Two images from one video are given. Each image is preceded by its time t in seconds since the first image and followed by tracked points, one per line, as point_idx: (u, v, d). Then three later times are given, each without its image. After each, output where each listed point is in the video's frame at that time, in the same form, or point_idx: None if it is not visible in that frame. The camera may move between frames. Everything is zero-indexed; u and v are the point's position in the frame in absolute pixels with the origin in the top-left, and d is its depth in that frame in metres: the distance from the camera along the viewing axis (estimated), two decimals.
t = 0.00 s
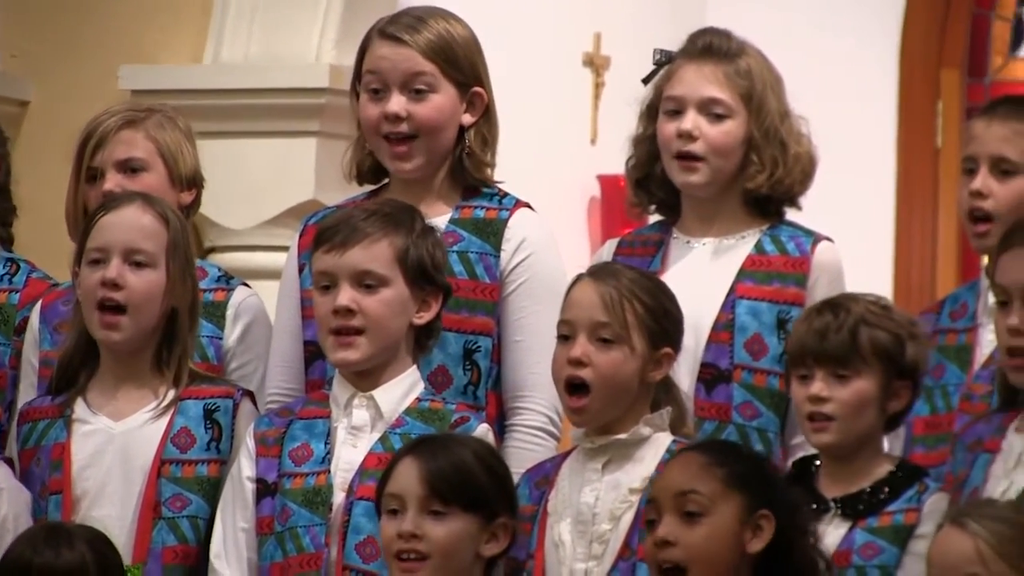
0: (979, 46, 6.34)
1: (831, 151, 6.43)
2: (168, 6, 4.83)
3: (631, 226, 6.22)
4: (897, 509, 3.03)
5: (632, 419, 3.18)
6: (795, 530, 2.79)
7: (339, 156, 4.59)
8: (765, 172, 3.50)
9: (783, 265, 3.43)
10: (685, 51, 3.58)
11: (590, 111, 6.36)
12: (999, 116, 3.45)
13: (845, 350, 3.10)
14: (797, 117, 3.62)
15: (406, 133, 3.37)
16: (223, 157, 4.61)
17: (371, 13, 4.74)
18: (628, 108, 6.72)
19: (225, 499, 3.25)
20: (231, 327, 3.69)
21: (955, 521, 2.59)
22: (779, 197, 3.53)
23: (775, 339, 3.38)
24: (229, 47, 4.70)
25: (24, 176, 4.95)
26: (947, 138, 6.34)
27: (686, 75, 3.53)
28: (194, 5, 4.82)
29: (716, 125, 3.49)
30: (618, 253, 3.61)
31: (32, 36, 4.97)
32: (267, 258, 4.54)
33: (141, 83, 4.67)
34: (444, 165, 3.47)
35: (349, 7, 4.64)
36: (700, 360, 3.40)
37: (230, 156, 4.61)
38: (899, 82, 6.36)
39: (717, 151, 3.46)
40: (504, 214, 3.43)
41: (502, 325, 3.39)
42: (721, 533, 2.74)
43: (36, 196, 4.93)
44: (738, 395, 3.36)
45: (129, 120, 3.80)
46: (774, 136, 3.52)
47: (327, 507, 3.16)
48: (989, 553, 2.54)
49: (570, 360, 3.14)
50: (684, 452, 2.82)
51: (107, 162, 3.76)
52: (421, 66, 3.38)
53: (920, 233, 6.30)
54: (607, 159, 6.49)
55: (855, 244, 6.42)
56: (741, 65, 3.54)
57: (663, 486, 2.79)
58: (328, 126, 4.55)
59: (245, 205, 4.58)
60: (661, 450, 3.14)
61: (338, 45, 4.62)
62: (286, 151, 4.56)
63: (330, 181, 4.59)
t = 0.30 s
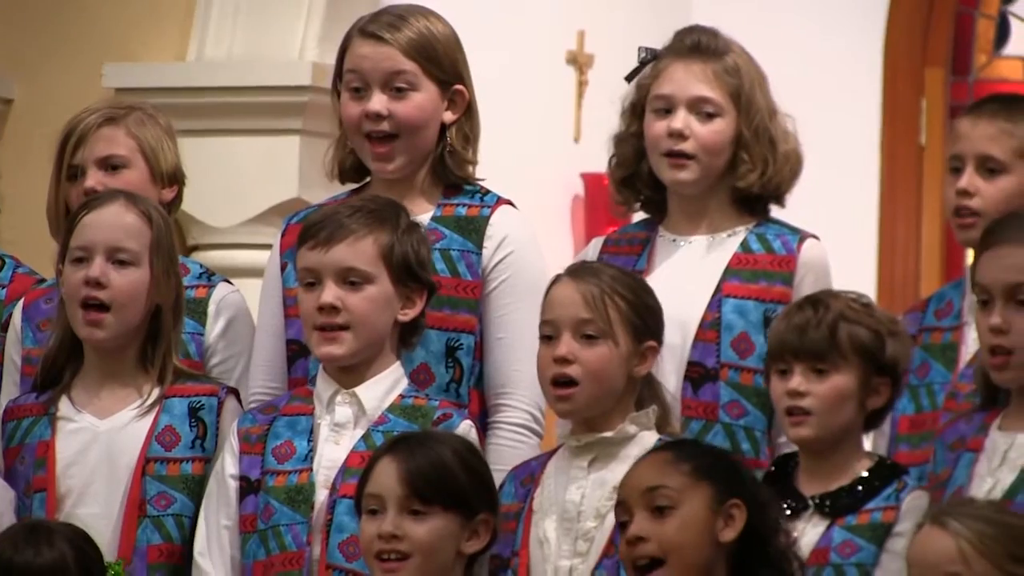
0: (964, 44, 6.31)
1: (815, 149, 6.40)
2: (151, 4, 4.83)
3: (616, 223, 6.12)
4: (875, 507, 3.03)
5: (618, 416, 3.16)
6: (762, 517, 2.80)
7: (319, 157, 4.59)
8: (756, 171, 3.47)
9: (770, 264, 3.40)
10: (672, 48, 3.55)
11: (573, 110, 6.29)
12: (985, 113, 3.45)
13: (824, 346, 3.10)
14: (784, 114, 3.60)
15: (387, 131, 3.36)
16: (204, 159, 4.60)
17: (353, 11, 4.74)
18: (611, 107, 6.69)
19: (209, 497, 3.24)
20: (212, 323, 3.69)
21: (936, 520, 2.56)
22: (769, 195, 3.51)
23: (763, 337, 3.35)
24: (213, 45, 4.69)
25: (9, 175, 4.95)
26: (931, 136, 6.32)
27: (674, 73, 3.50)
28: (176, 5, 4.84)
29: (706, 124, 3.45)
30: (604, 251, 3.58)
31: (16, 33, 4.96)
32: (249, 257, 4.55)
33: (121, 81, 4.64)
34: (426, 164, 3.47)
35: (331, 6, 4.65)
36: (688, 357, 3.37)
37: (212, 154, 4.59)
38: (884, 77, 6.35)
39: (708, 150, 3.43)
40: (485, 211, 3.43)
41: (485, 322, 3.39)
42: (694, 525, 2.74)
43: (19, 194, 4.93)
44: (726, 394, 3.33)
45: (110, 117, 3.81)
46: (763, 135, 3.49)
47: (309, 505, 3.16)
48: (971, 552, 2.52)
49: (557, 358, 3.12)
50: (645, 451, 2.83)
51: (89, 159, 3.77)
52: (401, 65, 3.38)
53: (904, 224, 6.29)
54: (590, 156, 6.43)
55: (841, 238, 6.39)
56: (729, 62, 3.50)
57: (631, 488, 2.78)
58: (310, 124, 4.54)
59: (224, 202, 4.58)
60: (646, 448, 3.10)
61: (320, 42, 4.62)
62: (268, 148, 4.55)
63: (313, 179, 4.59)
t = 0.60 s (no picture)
0: (953, 42, 6.35)
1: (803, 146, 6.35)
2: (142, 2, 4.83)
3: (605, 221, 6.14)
4: (866, 506, 3.03)
5: (606, 413, 3.16)
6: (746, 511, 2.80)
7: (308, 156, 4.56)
8: (741, 167, 3.46)
9: (760, 262, 3.39)
10: (659, 47, 3.54)
11: (563, 108, 6.31)
12: (978, 112, 3.45)
13: (814, 345, 3.10)
14: (773, 111, 3.59)
15: (372, 129, 3.36)
16: (194, 155, 4.60)
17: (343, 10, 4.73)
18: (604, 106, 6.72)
19: (202, 494, 3.25)
20: (203, 320, 3.69)
21: (921, 521, 2.57)
22: (756, 192, 3.49)
23: (753, 336, 3.35)
24: (203, 43, 4.69)
25: None
26: (921, 134, 6.33)
27: (661, 72, 3.49)
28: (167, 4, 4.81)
29: (692, 122, 3.45)
30: (596, 250, 3.56)
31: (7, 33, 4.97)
32: (234, 254, 4.51)
33: (115, 76, 4.67)
34: (412, 161, 3.47)
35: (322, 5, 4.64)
36: (680, 358, 3.36)
37: (202, 150, 4.59)
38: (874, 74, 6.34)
39: (694, 147, 3.42)
40: (475, 209, 3.43)
41: (475, 321, 3.38)
42: (677, 530, 2.74)
43: (9, 193, 4.94)
44: (718, 392, 3.33)
45: (98, 116, 3.81)
46: (750, 132, 3.48)
47: (301, 503, 3.15)
48: (957, 552, 2.52)
49: (543, 357, 3.11)
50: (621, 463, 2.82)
51: (78, 158, 3.77)
52: (385, 65, 3.37)
53: (895, 214, 6.29)
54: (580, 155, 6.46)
55: (831, 234, 6.36)
56: (716, 61, 3.49)
57: (610, 504, 2.78)
58: (300, 122, 4.53)
59: (213, 201, 4.56)
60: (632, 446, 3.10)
61: (311, 40, 4.61)
62: (260, 147, 4.53)
63: (302, 177, 4.57)
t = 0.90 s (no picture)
0: (947, 41, 6.32)
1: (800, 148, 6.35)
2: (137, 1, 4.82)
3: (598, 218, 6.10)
4: (864, 503, 3.04)
5: (595, 410, 3.15)
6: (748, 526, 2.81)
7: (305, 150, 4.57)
8: (735, 164, 3.45)
9: (754, 259, 3.39)
10: (652, 45, 3.53)
11: (558, 106, 6.29)
12: (974, 109, 3.45)
13: (810, 341, 3.11)
14: (767, 109, 3.59)
15: (371, 124, 3.36)
16: (191, 156, 4.58)
17: (337, 8, 4.74)
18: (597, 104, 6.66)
19: (196, 488, 3.24)
20: (200, 321, 3.68)
21: (913, 519, 2.58)
22: (750, 189, 3.49)
23: (746, 333, 3.34)
24: (196, 41, 4.67)
25: None
26: (915, 133, 6.30)
27: (655, 69, 3.49)
28: (161, 4, 4.83)
29: (686, 118, 3.45)
30: (589, 247, 3.55)
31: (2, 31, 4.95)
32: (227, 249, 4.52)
33: (110, 74, 4.65)
34: (410, 160, 3.47)
35: (315, 4, 4.64)
36: (673, 355, 3.36)
37: (199, 149, 4.58)
38: (868, 73, 6.33)
39: (687, 144, 3.42)
40: (471, 207, 3.42)
41: (470, 319, 3.38)
42: (675, 520, 2.75)
43: (5, 192, 4.92)
44: (711, 389, 3.32)
45: (97, 114, 3.80)
46: (743, 129, 3.48)
47: (296, 499, 3.15)
48: (950, 552, 2.53)
49: (534, 351, 3.11)
50: (647, 444, 2.84)
51: (77, 156, 3.76)
52: (386, 59, 3.37)
53: (888, 212, 6.27)
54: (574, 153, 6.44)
55: (826, 232, 6.35)
56: (710, 57, 3.49)
57: (623, 473, 2.81)
58: (294, 120, 4.53)
59: (210, 199, 4.55)
60: (622, 444, 3.10)
61: (305, 37, 4.62)
62: (255, 143, 4.53)
63: (297, 175, 4.56)
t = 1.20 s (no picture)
0: (942, 41, 6.27)
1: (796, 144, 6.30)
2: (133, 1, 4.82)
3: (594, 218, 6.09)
4: (860, 497, 3.03)
5: (590, 407, 3.14)
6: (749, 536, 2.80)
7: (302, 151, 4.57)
8: (733, 167, 3.45)
9: (748, 255, 3.38)
10: (649, 47, 3.52)
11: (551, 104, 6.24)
12: (969, 110, 3.46)
13: (808, 338, 3.10)
14: (765, 109, 3.57)
15: (370, 126, 3.35)
16: (190, 154, 4.58)
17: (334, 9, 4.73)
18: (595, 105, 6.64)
19: (193, 475, 3.24)
20: (201, 316, 3.68)
21: (909, 520, 2.59)
22: (747, 190, 3.48)
23: (741, 329, 3.33)
24: (193, 42, 4.67)
25: None
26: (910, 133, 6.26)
27: (651, 72, 3.47)
28: (156, 4, 4.81)
29: (682, 121, 3.43)
30: (586, 243, 3.55)
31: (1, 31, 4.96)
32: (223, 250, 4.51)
33: (110, 76, 4.65)
34: (410, 161, 3.46)
35: (311, 5, 4.63)
36: (667, 350, 3.36)
37: (197, 148, 4.58)
38: (863, 72, 6.28)
39: (684, 147, 3.40)
40: (468, 206, 3.42)
41: (467, 317, 3.38)
42: (673, 528, 2.74)
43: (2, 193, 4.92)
44: (704, 386, 3.32)
45: (99, 112, 3.81)
46: (741, 130, 3.47)
47: (292, 492, 3.15)
48: (945, 552, 2.54)
49: (529, 354, 3.10)
50: (653, 446, 2.83)
51: (78, 155, 3.77)
52: (390, 60, 3.37)
53: (884, 210, 6.24)
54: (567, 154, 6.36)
55: (822, 233, 6.32)
56: (707, 60, 3.48)
57: (626, 475, 2.80)
58: (290, 120, 4.53)
59: (207, 199, 4.55)
60: (616, 439, 3.10)
61: (301, 37, 4.61)
62: (251, 144, 4.53)
63: (292, 175, 4.56)
